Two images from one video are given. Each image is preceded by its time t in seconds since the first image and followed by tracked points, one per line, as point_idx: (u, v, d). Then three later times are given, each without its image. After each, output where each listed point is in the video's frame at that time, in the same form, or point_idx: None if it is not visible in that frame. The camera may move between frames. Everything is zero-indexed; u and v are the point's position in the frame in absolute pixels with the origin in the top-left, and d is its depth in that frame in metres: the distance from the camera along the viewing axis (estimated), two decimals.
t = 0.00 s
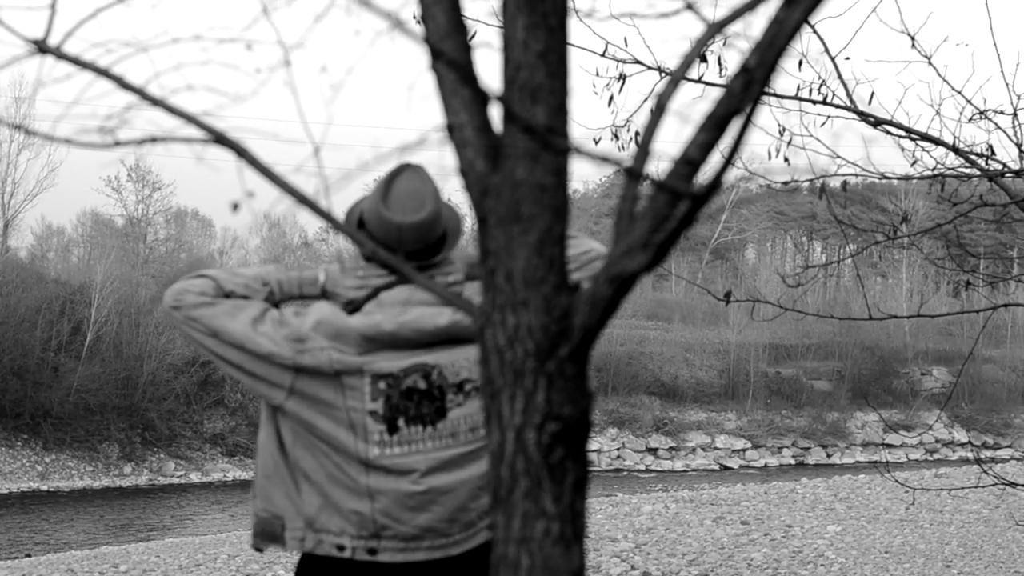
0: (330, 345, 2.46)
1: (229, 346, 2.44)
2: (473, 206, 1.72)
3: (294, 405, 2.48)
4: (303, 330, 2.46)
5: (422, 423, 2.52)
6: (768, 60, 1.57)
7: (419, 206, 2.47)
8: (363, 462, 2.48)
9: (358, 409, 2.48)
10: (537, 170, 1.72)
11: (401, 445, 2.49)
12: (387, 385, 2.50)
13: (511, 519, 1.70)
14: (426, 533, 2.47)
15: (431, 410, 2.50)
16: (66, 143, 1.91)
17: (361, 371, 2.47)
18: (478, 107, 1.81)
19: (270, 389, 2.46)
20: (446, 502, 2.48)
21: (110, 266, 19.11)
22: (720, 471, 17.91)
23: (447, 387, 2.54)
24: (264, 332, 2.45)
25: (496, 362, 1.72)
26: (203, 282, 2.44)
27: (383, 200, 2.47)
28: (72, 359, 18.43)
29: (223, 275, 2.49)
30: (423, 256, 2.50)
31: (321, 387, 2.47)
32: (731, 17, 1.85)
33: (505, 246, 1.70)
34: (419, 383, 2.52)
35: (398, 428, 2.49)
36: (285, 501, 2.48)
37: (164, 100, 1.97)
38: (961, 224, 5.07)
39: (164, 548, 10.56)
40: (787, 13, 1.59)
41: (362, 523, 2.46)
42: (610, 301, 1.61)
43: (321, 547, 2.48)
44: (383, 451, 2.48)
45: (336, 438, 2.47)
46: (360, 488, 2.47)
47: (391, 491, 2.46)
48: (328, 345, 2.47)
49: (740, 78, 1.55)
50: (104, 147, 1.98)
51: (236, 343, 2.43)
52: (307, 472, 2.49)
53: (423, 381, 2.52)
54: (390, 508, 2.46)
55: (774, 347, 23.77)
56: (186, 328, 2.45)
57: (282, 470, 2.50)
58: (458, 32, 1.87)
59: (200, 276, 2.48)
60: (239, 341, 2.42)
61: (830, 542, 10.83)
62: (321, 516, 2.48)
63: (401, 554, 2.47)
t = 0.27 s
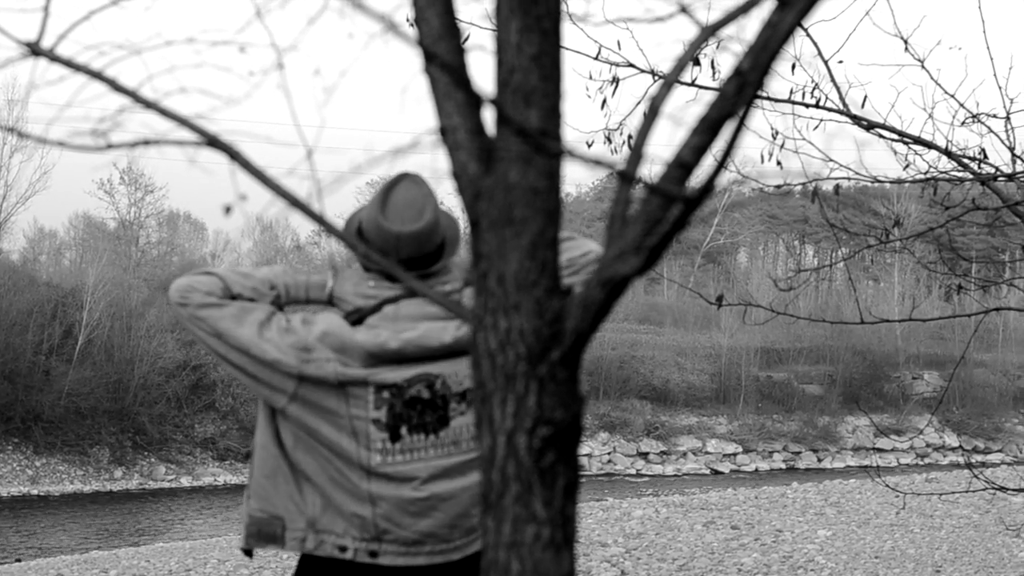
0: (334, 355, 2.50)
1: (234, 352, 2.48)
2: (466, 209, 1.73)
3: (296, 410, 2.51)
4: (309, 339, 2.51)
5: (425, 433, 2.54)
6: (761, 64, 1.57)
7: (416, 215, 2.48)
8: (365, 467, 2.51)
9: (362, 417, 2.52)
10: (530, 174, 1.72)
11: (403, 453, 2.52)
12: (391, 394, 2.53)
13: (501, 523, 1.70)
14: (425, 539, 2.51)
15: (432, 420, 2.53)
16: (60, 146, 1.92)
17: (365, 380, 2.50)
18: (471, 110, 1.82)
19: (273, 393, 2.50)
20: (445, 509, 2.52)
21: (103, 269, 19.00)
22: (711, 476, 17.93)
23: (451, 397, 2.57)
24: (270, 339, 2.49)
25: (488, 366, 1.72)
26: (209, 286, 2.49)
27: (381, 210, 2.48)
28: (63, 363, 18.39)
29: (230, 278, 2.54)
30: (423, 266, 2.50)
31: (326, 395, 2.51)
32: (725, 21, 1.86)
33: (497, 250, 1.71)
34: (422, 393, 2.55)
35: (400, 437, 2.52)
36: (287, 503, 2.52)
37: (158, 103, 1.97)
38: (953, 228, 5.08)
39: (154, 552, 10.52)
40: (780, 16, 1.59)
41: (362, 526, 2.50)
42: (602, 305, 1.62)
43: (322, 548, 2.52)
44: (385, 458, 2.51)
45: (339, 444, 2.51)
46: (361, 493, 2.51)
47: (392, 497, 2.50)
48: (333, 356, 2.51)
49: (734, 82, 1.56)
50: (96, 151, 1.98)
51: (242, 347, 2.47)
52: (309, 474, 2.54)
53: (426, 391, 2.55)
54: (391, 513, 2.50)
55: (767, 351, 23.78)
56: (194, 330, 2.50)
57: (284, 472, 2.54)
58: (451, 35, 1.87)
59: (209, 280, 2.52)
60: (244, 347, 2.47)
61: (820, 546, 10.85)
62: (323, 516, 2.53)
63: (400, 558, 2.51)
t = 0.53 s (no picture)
0: (328, 358, 2.53)
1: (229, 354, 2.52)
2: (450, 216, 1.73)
3: (292, 412, 2.54)
4: (304, 343, 2.53)
5: (418, 436, 2.54)
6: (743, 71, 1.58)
7: (415, 223, 2.49)
8: (358, 470, 2.52)
9: (354, 420, 2.53)
10: (514, 180, 1.73)
11: (396, 456, 2.52)
12: (384, 397, 2.53)
13: (488, 527, 1.70)
14: (417, 543, 2.50)
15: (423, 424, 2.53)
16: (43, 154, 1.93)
17: (358, 384, 2.52)
18: (455, 117, 1.82)
19: (268, 395, 2.53)
20: (437, 513, 2.51)
21: (87, 275, 18.90)
22: (698, 479, 17.96)
23: (444, 402, 2.55)
24: (265, 343, 2.52)
25: (473, 371, 1.72)
26: (206, 288, 2.53)
27: (379, 218, 2.49)
28: (48, 369, 18.27)
29: (227, 282, 2.57)
30: (421, 275, 2.50)
31: (320, 397, 2.53)
32: (708, 28, 1.87)
33: (481, 255, 1.71)
34: (416, 397, 2.54)
35: (392, 440, 2.52)
36: (281, 503, 2.54)
37: (141, 110, 1.97)
38: (937, 233, 5.11)
39: (140, 557, 10.46)
40: (763, 24, 1.60)
41: (355, 527, 2.51)
42: (586, 311, 1.63)
43: (316, 548, 2.53)
44: (378, 461, 2.52)
45: (332, 446, 2.53)
46: (354, 495, 2.51)
47: (384, 499, 2.50)
48: (327, 360, 2.53)
49: (716, 88, 1.57)
50: (79, 158, 1.99)
51: (236, 349, 2.51)
52: (304, 475, 2.56)
53: (420, 395, 2.54)
54: (383, 515, 2.50)
55: (752, 355, 23.85)
56: (191, 331, 2.54)
57: (280, 473, 2.56)
58: (435, 43, 1.88)
59: (205, 283, 2.55)
60: (238, 349, 2.50)
61: (806, 550, 10.87)
62: (317, 517, 2.53)
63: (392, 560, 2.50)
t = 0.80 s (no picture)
0: (335, 348, 2.52)
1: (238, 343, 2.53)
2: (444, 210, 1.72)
3: (298, 402, 2.54)
4: (309, 334, 2.52)
5: (422, 428, 2.52)
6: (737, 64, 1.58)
7: (430, 224, 2.48)
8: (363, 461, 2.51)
9: (359, 412, 2.52)
10: (508, 174, 1.72)
11: (400, 448, 2.50)
12: (389, 389, 2.52)
13: (484, 521, 1.70)
14: (420, 537, 2.49)
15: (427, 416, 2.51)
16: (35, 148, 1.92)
17: (364, 375, 2.50)
18: (448, 110, 1.82)
19: (276, 386, 2.54)
20: (441, 507, 2.49)
21: (82, 271, 18.88)
22: (693, 473, 17.99)
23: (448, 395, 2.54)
24: (271, 334, 2.53)
25: (467, 364, 1.72)
26: (215, 281, 2.56)
27: (395, 219, 2.49)
28: (42, 363, 18.22)
29: (236, 275, 2.60)
30: (432, 277, 2.49)
31: (326, 388, 2.53)
32: (701, 22, 1.87)
33: (475, 249, 1.70)
34: (421, 389, 2.53)
35: (397, 431, 2.51)
36: (287, 495, 2.55)
37: (135, 103, 1.96)
38: (931, 227, 5.12)
39: (136, 552, 10.46)
40: (756, 17, 1.60)
41: (359, 518, 2.50)
42: (582, 304, 1.63)
43: (320, 540, 2.53)
44: (383, 452, 2.50)
45: (337, 437, 2.52)
46: (358, 487, 2.51)
47: (388, 492, 2.49)
48: (333, 351, 2.52)
49: (711, 81, 1.56)
50: (73, 151, 1.98)
51: (243, 340, 2.52)
52: (310, 466, 2.56)
53: (424, 388, 2.53)
54: (387, 508, 2.49)
55: (747, 350, 23.89)
56: (201, 324, 2.58)
57: (286, 465, 2.57)
58: (428, 36, 1.87)
59: (215, 277, 2.58)
60: (245, 341, 2.52)
61: (801, 543, 10.90)
62: (323, 509, 2.54)
63: (396, 553, 2.49)
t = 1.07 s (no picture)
0: (341, 353, 2.51)
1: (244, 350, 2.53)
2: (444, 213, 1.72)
3: (303, 407, 2.53)
4: (316, 338, 2.52)
5: (426, 434, 2.52)
6: (739, 67, 1.57)
7: (439, 232, 2.49)
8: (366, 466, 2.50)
9: (365, 416, 2.51)
10: (509, 178, 1.72)
11: (404, 454, 2.50)
12: (394, 394, 2.51)
13: (481, 526, 1.70)
14: (421, 543, 2.49)
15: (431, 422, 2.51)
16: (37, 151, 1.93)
17: (370, 380, 2.50)
18: (448, 113, 1.82)
19: (281, 390, 2.53)
20: (443, 513, 2.49)
21: (81, 274, 18.66)
22: (689, 479, 18.00)
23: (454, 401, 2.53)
24: (276, 338, 2.52)
25: (467, 369, 1.72)
26: (220, 286, 2.55)
27: (405, 225, 2.49)
28: (40, 369, 18.26)
29: (241, 280, 2.59)
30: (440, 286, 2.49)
31: (332, 393, 2.52)
32: (702, 24, 1.87)
33: (475, 253, 1.70)
34: (426, 395, 2.53)
35: (401, 437, 2.50)
36: (290, 500, 2.54)
37: (135, 108, 1.96)
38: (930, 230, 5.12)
39: (133, 558, 10.45)
40: (757, 19, 1.60)
41: (360, 524, 2.50)
42: (580, 309, 1.63)
43: (322, 546, 2.53)
44: (386, 458, 2.50)
45: (341, 442, 2.51)
46: (361, 493, 2.50)
47: (391, 498, 2.48)
48: (339, 355, 2.52)
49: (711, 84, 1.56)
50: (73, 155, 1.98)
51: (248, 344, 2.52)
52: (313, 471, 2.55)
53: (430, 394, 2.53)
54: (390, 514, 2.49)
55: (744, 355, 23.90)
56: (205, 328, 2.57)
57: (289, 470, 2.56)
58: (428, 39, 1.87)
59: (220, 281, 2.58)
60: (250, 346, 2.51)
61: (798, 549, 10.90)
62: (325, 515, 2.53)
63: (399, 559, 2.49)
